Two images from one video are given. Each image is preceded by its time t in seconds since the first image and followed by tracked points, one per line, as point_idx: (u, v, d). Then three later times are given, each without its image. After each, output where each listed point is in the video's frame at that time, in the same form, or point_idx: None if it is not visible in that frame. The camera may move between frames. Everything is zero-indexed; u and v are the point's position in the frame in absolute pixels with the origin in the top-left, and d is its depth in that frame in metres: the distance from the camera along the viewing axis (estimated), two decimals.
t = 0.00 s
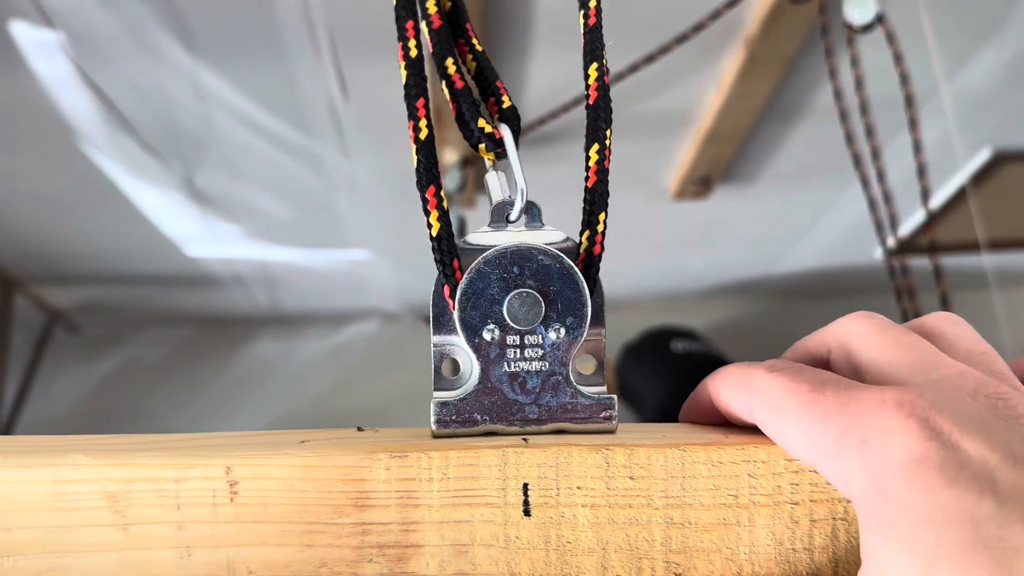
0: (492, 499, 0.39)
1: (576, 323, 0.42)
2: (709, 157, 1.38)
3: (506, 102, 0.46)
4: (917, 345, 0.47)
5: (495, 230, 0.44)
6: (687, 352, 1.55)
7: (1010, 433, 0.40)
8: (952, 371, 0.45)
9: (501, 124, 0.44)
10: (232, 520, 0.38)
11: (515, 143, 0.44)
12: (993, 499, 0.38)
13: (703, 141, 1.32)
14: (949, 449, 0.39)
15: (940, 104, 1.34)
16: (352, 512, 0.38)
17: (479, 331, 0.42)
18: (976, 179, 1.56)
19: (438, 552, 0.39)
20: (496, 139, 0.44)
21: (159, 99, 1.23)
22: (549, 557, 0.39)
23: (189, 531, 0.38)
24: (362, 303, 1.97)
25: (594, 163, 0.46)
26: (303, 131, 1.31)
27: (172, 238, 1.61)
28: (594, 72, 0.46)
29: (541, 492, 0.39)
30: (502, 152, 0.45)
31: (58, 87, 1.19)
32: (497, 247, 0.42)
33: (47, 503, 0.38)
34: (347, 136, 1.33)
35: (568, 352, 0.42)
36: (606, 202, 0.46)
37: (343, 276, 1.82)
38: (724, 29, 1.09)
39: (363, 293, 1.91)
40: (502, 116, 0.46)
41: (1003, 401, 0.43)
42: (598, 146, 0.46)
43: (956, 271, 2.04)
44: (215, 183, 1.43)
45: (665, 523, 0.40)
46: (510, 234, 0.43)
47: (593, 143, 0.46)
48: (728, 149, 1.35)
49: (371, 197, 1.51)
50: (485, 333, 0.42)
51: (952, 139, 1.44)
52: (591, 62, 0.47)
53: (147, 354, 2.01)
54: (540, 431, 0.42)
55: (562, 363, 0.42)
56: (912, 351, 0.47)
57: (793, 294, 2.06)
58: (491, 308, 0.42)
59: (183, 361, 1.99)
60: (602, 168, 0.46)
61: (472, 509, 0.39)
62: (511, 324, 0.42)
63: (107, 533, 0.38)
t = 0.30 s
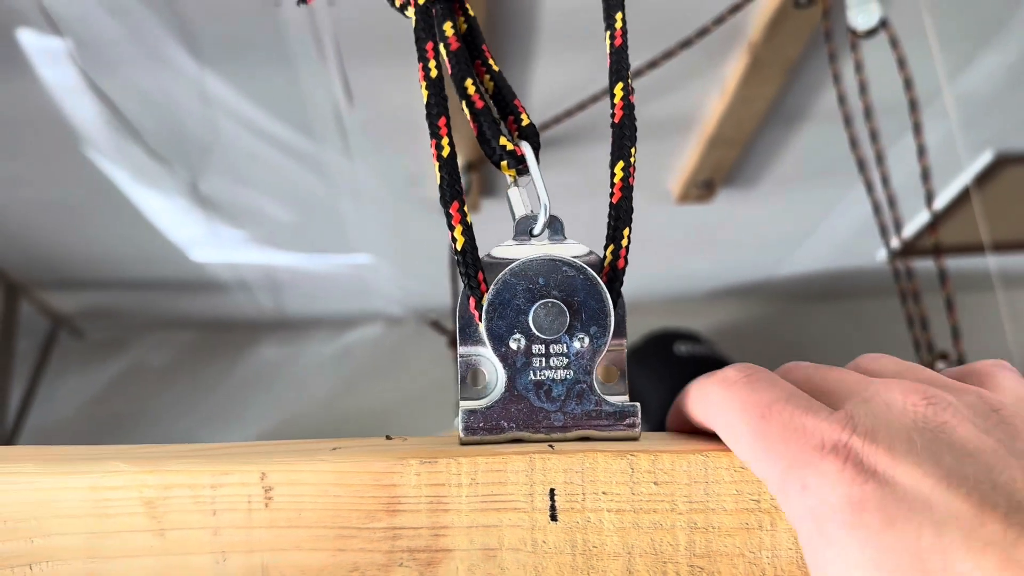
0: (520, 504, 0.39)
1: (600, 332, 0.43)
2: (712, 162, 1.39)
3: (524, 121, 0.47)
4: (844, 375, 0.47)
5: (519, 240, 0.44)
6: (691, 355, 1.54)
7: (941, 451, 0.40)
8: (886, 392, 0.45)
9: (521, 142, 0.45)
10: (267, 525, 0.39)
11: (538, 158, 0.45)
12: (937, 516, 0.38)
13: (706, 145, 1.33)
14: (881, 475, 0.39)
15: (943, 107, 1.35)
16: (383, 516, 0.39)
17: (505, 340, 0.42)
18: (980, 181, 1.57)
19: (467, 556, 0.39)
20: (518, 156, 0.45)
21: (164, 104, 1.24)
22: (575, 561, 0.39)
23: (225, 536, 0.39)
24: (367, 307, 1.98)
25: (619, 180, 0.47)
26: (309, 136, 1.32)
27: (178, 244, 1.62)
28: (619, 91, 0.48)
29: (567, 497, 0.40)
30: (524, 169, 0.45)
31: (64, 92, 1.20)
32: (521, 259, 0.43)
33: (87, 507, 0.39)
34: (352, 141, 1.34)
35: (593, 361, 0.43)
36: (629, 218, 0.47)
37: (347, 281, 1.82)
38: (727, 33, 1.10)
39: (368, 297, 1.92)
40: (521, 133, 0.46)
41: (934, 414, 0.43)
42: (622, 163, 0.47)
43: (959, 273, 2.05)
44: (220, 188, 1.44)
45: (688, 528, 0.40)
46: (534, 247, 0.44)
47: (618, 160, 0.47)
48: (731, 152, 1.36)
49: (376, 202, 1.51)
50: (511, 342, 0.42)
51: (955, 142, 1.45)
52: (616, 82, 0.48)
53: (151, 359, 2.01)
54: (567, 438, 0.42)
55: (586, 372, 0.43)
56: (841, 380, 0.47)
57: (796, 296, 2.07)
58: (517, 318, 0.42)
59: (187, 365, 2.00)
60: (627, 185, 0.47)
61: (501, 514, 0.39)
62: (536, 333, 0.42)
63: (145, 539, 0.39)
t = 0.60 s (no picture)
0: (548, 515, 0.29)
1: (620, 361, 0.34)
2: (715, 166, 1.39)
3: (548, 194, 0.43)
4: (812, 393, 0.36)
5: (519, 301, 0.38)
6: (693, 359, 1.54)
7: (908, 435, 0.30)
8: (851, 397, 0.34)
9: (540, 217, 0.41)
10: (295, 551, 0.28)
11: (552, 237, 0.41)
12: (910, 510, 0.28)
13: (708, 150, 1.33)
14: (856, 460, 0.28)
15: (945, 111, 1.35)
16: (411, 534, 0.29)
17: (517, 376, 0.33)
18: (981, 184, 1.58)
19: None
20: (534, 232, 0.41)
21: (171, 115, 1.25)
22: None
23: (247, 562, 0.28)
24: (369, 312, 1.98)
25: (590, 232, 0.40)
26: (314, 144, 1.33)
27: (182, 250, 1.63)
28: (579, 149, 0.41)
29: (597, 507, 0.30)
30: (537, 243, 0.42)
31: (72, 104, 1.22)
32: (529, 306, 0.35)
33: (97, 543, 0.28)
34: (356, 148, 1.35)
35: (603, 392, 0.33)
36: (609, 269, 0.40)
37: (350, 286, 1.82)
38: (730, 38, 1.11)
39: (371, 302, 1.92)
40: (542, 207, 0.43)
41: (904, 408, 0.32)
42: (593, 217, 0.40)
43: (962, 276, 2.06)
44: (225, 196, 1.45)
45: (723, 538, 0.30)
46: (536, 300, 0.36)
47: (588, 214, 0.40)
48: (733, 158, 1.36)
49: (380, 208, 1.52)
50: (524, 379, 0.33)
51: (957, 145, 1.46)
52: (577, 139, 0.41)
53: (155, 365, 2.02)
54: (593, 461, 0.32)
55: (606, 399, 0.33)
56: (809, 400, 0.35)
57: (797, 299, 2.08)
58: (524, 357, 0.33)
59: (192, 371, 2.01)
60: (599, 237, 0.40)
61: (529, 527, 0.29)
62: (548, 371, 0.33)
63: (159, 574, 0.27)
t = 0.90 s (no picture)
0: (578, 519, 0.30)
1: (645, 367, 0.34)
2: (721, 175, 1.40)
3: (569, 203, 0.44)
4: (844, 398, 0.36)
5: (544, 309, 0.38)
6: (700, 365, 1.54)
7: (939, 446, 0.30)
8: (882, 405, 0.34)
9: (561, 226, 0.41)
10: (329, 555, 0.28)
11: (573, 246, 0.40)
12: (941, 523, 0.28)
13: (715, 158, 1.34)
14: (886, 474, 0.29)
15: (949, 118, 1.36)
16: (443, 538, 0.29)
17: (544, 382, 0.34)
18: (985, 190, 1.59)
19: None
20: (555, 240, 0.40)
21: (181, 123, 1.26)
22: None
23: (283, 567, 0.28)
24: (376, 320, 1.99)
25: (615, 240, 0.41)
26: (323, 153, 1.34)
27: (191, 259, 1.64)
28: (603, 160, 0.42)
29: (625, 511, 0.30)
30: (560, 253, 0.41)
31: (84, 113, 1.23)
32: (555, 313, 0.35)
33: (136, 549, 0.28)
34: (365, 157, 1.36)
35: (629, 397, 0.34)
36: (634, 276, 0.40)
37: (357, 294, 1.83)
38: (738, 45, 1.13)
39: (377, 310, 1.93)
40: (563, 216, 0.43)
41: (934, 419, 0.32)
42: (616, 225, 0.41)
43: (967, 283, 2.06)
44: (234, 205, 1.46)
45: (750, 542, 0.30)
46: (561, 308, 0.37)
47: (611, 222, 0.41)
48: (740, 166, 1.37)
49: (388, 217, 1.53)
50: (551, 385, 0.34)
51: (961, 152, 1.47)
52: (600, 150, 0.42)
53: (162, 373, 2.02)
54: (620, 465, 0.32)
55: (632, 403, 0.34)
56: (841, 407, 0.35)
57: (802, 307, 2.09)
58: (551, 362, 0.34)
59: (199, 379, 2.02)
60: (624, 245, 0.41)
61: (559, 531, 0.30)
62: (574, 376, 0.34)
63: None
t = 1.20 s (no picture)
0: (577, 545, 0.30)
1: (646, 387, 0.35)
2: (723, 189, 1.40)
3: (571, 216, 0.44)
4: (850, 422, 0.36)
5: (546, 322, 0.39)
6: (703, 379, 1.54)
7: (939, 481, 0.30)
8: (886, 434, 0.34)
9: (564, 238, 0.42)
10: None
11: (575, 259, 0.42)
12: (937, 560, 0.28)
13: (716, 173, 1.35)
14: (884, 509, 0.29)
15: (950, 133, 1.36)
16: (444, 564, 0.29)
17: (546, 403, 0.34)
18: (988, 204, 1.59)
19: None
20: (558, 252, 0.42)
21: (187, 139, 1.28)
22: None
23: None
24: (379, 334, 1.99)
25: (616, 256, 0.41)
26: (327, 169, 1.35)
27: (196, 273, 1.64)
28: (604, 176, 0.42)
29: (625, 536, 0.31)
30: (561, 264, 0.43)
31: (91, 129, 1.25)
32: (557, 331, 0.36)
33: (140, 574, 0.28)
34: (368, 173, 1.37)
35: (631, 418, 0.34)
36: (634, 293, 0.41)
37: (361, 308, 1.84)
38: (738, 62, 1.15)
39: (380, 324, 1.93)
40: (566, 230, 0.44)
41: (937, 452, 0.32)
42: (617, 240, 0.41)
43: (970, 297, 2.06)
44: (239, 220, 1.47)
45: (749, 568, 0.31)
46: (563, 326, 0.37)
47: (612, 238, 0.41)
48: (741, 181, 1.37)
49: (391, 231, 1.53)
50: (553, 406, 0.34)
51: (963, 166, 1.47)
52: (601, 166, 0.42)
53: (167, 387, 2.03)
54: (619, 488, 0.33)
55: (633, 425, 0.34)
56: (846, 432, 0.35)
57: (806, 321, 2.09)
58: (554, 382, 0.34)
59: (203, 393, 2.02)
60: (625, 261, 0.41)
61: (559, 556, 0.30)
62: (576, 396, 0.34)
63: None
